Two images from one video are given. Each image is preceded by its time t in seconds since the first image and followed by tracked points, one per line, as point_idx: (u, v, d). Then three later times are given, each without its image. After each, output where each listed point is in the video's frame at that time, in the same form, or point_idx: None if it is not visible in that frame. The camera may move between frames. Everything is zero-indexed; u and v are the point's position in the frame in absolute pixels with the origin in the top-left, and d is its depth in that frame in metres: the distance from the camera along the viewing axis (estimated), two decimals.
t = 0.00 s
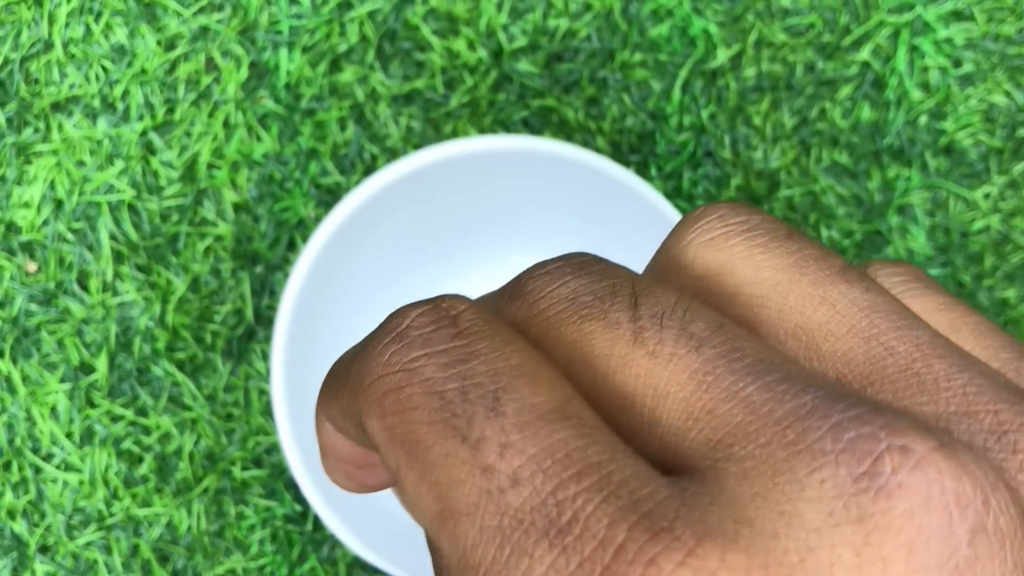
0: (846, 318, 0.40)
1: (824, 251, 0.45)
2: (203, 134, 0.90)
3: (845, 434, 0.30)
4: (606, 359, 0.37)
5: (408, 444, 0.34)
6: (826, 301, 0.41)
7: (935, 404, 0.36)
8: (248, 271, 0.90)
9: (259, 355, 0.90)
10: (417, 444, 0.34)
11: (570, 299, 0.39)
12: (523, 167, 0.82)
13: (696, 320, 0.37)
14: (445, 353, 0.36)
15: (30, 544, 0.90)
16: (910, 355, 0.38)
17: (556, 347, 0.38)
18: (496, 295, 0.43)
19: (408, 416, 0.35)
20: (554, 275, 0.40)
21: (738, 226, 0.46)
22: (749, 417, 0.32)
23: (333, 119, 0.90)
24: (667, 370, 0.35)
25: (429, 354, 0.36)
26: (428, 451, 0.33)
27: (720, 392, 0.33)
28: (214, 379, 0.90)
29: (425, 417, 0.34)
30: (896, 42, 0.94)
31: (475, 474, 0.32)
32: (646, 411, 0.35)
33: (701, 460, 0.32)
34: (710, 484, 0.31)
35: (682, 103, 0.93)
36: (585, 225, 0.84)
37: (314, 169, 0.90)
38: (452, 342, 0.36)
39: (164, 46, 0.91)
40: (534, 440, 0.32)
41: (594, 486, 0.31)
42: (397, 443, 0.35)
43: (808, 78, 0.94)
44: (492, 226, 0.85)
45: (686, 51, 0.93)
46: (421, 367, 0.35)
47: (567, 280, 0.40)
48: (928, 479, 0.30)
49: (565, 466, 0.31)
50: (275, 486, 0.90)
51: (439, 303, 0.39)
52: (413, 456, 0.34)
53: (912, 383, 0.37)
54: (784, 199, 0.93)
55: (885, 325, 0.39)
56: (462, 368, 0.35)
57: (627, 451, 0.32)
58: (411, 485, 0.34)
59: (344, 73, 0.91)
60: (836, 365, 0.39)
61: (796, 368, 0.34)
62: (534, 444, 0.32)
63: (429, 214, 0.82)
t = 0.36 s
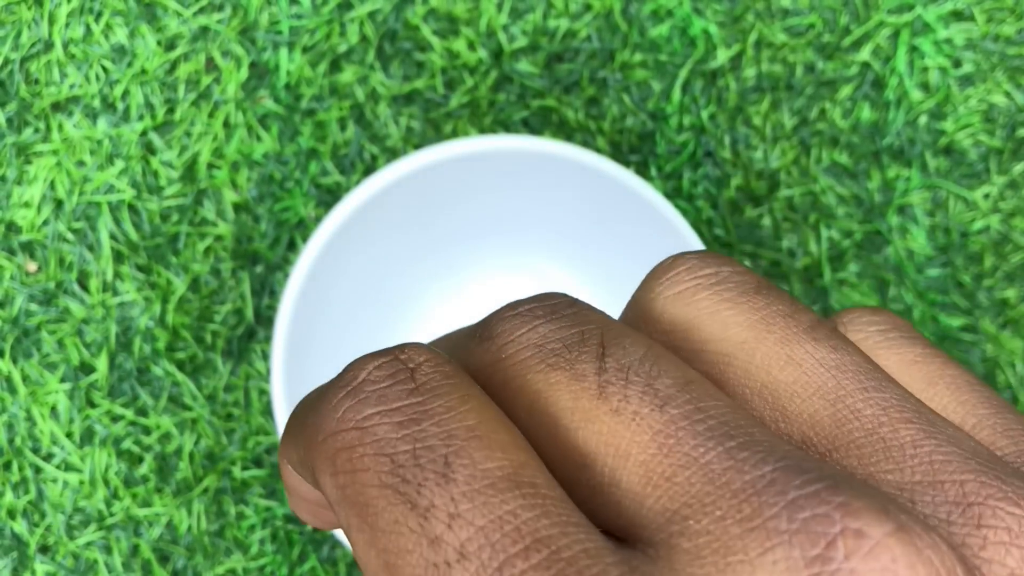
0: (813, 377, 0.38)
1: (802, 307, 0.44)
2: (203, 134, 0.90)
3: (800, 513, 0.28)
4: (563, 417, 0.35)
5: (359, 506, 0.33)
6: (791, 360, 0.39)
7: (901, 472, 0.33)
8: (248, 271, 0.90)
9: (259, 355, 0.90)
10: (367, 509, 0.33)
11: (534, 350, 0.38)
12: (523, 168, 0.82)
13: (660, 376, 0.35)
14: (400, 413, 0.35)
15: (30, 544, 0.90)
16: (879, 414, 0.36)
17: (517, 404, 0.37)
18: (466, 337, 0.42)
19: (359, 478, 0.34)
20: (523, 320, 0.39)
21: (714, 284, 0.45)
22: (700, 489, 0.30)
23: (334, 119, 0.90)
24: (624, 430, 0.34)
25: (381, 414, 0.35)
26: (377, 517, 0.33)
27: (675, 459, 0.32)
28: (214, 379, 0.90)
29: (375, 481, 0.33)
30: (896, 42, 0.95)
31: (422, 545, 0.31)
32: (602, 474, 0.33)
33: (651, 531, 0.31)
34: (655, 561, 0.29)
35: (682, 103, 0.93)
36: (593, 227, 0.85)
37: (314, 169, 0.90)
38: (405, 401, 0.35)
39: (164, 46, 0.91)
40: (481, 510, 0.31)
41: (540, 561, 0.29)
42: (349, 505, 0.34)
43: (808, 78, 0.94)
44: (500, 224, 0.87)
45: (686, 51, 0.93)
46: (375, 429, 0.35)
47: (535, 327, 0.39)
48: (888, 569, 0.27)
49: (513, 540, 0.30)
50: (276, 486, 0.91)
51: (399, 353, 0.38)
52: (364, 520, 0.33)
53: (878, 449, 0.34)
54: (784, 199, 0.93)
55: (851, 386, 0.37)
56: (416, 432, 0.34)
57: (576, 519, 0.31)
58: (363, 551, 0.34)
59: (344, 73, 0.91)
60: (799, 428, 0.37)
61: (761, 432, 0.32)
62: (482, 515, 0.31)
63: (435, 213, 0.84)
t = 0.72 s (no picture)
0: (886, 373, 0.38)
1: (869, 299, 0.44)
2: (203, 134, 0.90)
3: (881, 500, 0.29)
4: (634, 393, 0.35)
5: (427, 471, 0.33)
6: (866, 355, 0.39)
7: (974, 470, 0.34)
8: (248, 271, 0.90)
9: (259, 355, 0.90)
10: (435, 472, 0.32)
11: (606, 326, 0.37)
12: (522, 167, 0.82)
13: (736, 360, 0.35)
14: (472, 378, 0.34)
15: (30, 544, 0.90)
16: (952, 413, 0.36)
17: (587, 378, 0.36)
18: (530, 311, 0.41)
19: (430, 441, 0.33)
20: (593, 296, 0.38)
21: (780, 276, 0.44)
22: (778, 472, 0.30)
23: (334, 119, 0.90)
24: (700, 411, 0.33)
25: (454, 378, 0.34)
26: (446, 481, 0.32)
27: (752, 443, 0.31)
28: (214, 379, 0.90)
29: (446, 446, 0.32)
30: (896, 42, 0.94)
31: (494, 511, 0.31)
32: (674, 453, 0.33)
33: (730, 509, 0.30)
34: (732, 541, 0.29)
35: (682, 103, 0.93)
36: (589, 228, 0.85)
37: (314, 169, 0.90)
38: (476, 367, 0.34)
39: (164, 46, 0.91)
40: (555, 479, 0.31)
41: (619, 533, 0.29)
42: (414, 468, 0.33)
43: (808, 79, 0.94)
44: (502, 223, 0.87)
45: (686, 51, 0.93)
46: (446, 393, 0.34)
47: (606, 305, 0.38)
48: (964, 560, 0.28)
49: (588, 511, 0.30)
50: (275, 486, 0.90)
51: (471, 322, 0.37)
52: (430, 484, 0.32)
53: (951, 446, 0.35)
54: (784, 200, 0.93)
55: (924, 383, 0.38)
56: (490, 398, 0.33)
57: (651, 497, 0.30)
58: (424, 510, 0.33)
59: (344, 73, 0.91)
60: (870, 422, 0.37)
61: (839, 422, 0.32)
62: (556, 483, 0.31)
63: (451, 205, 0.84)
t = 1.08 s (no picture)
0: None
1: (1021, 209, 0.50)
2: (204, 134, 0.90)
3: None
4: (786, 299, 0.38)
5: (592, 354, 0.34)
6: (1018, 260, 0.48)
7: None
8: (248, 271, 0.90)
9: (259, 355, 0.90)
10: (601, 355, 0.34)
11: (750, 240, 0.41)
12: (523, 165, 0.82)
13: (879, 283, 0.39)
14: (638, 268, 0.36)
15: (30, 544, 0.90)
16: None
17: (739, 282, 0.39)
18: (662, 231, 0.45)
19: (598, 325, 0.35)
20: (739, 218, 0.43)
21: (966, 163, 0.52)
22: (952, 378, 0.33)
23: (334, 119, 0.90)
24: (862, 319, 0.36)
25: (620, 267, 0.36)
26: (619, 365, 0.34)
27: (923, 353, 0.34)
28: (214, 379, 0.90)
29: (617, 330, 0.34)
30: (897, 42, 0.94)
31: (676, 398, 0.32)
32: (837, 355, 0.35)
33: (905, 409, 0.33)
34: (919, 438, 0.31)
35: (682, 103, 0.93)
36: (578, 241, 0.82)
37: (314, 169, 0.90)
38: (640, 259, 0.37)
39: (164, 46, 0.91)
40: (744, 370, 0.32)
41: (809, 423, 0.31)
42: (576, 351, 0.35)
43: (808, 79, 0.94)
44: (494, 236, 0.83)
45: (687, 52, 0.93)
46: (613, 281, 0.36)
47: (750, 225, 0.42)
48: None
49: (776, 398, 0.31)
50: (275, 486, 0.90)
51: (623, 216, 0.40)
52: (597, 366, 0.34)
53: None
54: (784, 200, 0.93)
55: None
56: (663, 286, 0.35)
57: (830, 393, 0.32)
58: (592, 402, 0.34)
59: (344, 74, 0.91)
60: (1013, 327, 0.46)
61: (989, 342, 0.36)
62: (742, 375, 0.32)
63: (466, 204, 0.82)
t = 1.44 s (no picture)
0: None
1: None
2: (203, 134, 0.90)
3: None
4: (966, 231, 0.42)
5: (823, 270, 0.42)
6: None
7: None
8: (248, 271, 0.90)
9: (259, 355, 0.90)
10: (829, 272, 0.42)
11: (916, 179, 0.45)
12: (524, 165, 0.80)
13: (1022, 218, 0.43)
14: (860, 189, 0.44)
15: (30, 544, 0.90)
16: None
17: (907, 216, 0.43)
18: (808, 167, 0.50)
19: (830, 243, 0.42)
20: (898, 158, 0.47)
21: None
22: None
23: (333, 119, 0.90)
24: None
25: (849, 191, 0.44)
26: (852, 278, 0.41)
27: None
28: (214, 379, 0.90)
29: (848, 248, 0.42)
30: (897, 42, 0.94)
31: (920, 313, 0.39)
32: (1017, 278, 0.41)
33: None
34: None
35: (682, 103, 0.92)
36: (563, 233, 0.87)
37: (314, 169, 0.90)
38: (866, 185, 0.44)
39: (164, 45, 0.91)
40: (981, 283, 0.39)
41: None
42: (805, 269, 0.43)
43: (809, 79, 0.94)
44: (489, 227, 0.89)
45: (687, 51, 0.93)
46: (845, 204, 0.43)
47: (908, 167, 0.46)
48: None
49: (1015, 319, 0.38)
50: (275, 487, 0.90)
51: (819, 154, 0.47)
52: (828, 283, 0.42)
53: None
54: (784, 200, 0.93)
55: None
56: (894, 210, 0.43)
57: None
58: (816, 321, 0.42)
59: (343, 74, 0.91)
60: None
61: None
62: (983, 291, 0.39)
63: (467, 209, 0.86)
